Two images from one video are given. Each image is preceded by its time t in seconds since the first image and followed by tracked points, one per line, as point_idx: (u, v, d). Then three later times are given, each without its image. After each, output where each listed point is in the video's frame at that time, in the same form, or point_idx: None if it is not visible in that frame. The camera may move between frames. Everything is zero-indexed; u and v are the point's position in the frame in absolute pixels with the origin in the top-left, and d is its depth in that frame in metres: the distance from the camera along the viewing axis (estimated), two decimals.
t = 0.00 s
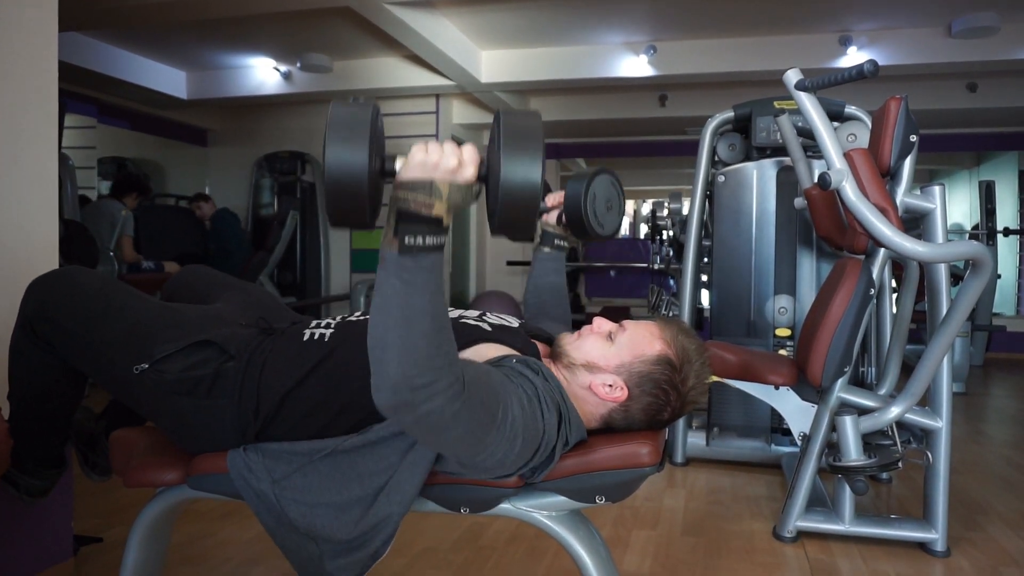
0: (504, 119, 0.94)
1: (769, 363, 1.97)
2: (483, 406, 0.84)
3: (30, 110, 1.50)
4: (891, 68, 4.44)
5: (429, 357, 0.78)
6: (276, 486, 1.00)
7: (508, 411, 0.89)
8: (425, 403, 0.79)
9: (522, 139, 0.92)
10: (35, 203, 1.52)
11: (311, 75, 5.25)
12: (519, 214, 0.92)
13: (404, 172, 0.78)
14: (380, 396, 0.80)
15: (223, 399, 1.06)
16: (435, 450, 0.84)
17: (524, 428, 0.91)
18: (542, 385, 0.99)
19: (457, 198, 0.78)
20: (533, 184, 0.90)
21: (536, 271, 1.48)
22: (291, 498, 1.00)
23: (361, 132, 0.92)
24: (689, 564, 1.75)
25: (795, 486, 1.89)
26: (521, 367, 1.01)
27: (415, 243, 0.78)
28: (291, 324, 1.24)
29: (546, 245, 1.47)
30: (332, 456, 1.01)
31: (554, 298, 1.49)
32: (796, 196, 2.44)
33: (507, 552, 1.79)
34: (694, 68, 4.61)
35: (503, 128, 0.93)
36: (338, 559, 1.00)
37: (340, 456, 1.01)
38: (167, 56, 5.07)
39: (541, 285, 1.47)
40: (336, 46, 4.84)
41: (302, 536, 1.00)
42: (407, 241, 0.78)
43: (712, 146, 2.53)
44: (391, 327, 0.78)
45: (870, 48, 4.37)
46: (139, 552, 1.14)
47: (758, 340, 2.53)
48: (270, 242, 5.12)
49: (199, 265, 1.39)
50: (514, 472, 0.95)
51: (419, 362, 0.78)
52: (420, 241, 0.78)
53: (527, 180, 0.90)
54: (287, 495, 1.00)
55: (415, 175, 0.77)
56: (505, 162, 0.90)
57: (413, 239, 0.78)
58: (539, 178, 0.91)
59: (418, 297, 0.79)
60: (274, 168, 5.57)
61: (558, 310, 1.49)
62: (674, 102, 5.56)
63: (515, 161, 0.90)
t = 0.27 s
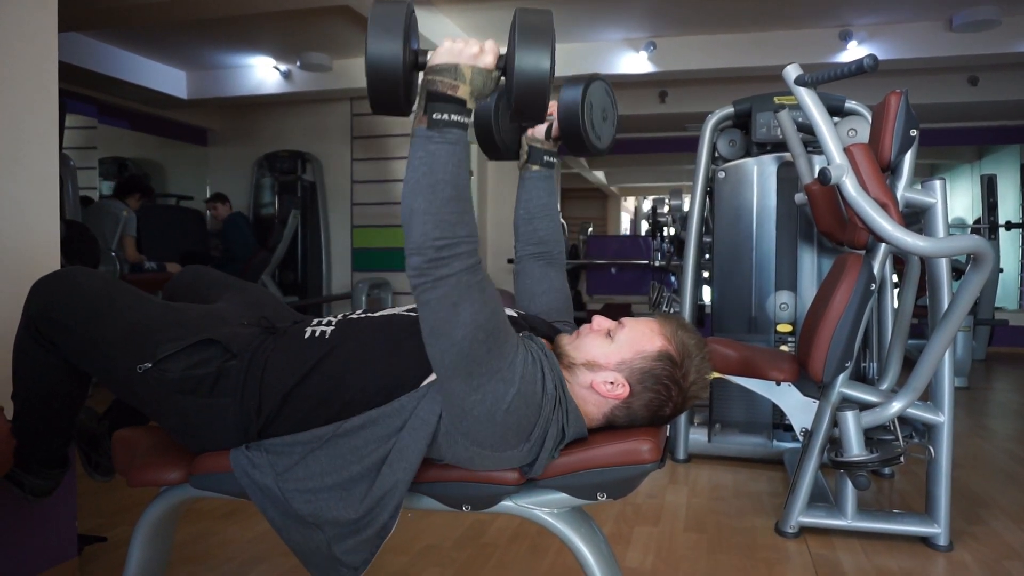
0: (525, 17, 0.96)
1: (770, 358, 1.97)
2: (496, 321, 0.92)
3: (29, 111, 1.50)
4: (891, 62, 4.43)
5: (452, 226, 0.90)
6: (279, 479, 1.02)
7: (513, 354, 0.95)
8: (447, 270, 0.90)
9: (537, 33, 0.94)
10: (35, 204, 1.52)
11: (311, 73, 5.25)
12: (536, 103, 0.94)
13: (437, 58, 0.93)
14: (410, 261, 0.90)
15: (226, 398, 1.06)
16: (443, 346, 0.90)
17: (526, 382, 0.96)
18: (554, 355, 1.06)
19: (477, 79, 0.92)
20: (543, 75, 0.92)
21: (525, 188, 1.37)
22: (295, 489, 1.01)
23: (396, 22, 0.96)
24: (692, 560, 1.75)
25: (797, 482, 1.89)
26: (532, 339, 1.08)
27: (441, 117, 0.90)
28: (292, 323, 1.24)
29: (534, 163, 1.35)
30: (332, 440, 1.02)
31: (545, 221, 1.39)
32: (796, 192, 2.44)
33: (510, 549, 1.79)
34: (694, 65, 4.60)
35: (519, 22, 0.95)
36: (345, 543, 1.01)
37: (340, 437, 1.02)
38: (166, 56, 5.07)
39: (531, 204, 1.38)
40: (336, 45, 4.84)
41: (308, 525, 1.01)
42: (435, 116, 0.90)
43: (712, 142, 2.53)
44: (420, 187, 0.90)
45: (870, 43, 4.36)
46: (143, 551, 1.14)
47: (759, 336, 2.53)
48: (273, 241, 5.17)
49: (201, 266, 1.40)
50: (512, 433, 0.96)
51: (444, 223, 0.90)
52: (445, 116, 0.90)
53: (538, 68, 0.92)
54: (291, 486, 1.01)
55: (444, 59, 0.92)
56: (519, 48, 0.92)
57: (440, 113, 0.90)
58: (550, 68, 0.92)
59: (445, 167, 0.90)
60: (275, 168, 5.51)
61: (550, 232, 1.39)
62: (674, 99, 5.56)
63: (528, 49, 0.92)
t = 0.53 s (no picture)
0: (523, 5, 1.02)
1: (765, 360, 1.98)
2: (503, 302, 0.93)
3: (25, 115, 1.50)
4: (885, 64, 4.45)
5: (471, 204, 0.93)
6: (277, 477, 1.02)
7: (515, 338, 0.95)
8: (462, 246, 0.92)
9: (536, 19, 1.01)
10: (31, 208, 1.52)
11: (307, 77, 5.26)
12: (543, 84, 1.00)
13: (446, 49, 0.97)
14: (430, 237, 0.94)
15: (222, 401, 1.06)
16: (450, 320, 0.92)
17: (526, 367, 0.96)
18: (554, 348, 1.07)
19: (487, 65, 0.96)
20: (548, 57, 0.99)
21: (511, 175, 1.35)
22: (294, 487, 1.02)
23: (405, 24, 1.00)
24: (689, 561, 1.75)
25: (792, 483, 1.90)
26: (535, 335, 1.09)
27: (456, 103, 0.94)
28: (288, 327, 1.24)
29: (519, 148, 1.31)
30: (330, 437, 1.03)
31: (534, 208, 1.38)
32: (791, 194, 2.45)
33: (507, 552, 1.79)
34: (688, 68, 4.62)
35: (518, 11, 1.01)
36: (345, 537, 1.01)
37: (337, 432, 1.03)
38: (162, 59, 5.07)
39: (519, 192, 1.36)
40: (331, 48, 4.84)
41: (308, 523, 1.01)
42: (450, 102, 0.94)
43: (707, 145, 2.54)
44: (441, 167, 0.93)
45: (864, 46, 4.38)
46: (139, 555, 1.14)
47: (754, 338, 2.54)
48: (267, 244, 5.17)
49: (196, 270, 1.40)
50: (509, 418, 0.95)
51: (461, 201, 0.93)
52: (460, 102, 0.94)
53: (542, 51, 0.99)
54: (289, 484, 1.02)
55: (454, 49, 0.96)
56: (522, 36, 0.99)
57: (454, 100, 0.94)
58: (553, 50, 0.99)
59: (464, 147, 0.94)
60: (271, 171, 5.58)
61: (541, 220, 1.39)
62: (669, 101, 5.57)
63: (531, 37, 0.99)
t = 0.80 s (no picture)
0: None
1: (765, 358, 1.98)
2: (496, 313, 0.93)
3: (22, 119, 1.50)
4: (881, 62, 4.46)
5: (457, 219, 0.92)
6: (278, 481, 1.02)
7: (511, 349, 0.95)
8: (450, 262, 0.92)
9: (527, 15, 0.98)
10: (29, 213, 1.52)
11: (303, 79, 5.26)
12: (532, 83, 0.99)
13: (433, 53, 0.96)
14: (417, 251, 0.93)
15: (223, 403, 1.06)
16: (443, 336, 0.91)
17: (523, 377, 0.96)
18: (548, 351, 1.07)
19: (475, 68, 0.95)
20: (537, 54, 0.97)
21: (508, 180, 1.34)
22: (295, 491, 1.01)
23: (393, 25, 1.00)
24: (690, 561, 1.75)
25: (792, 482, 1.90)
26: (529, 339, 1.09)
27: (443, 110, 0.93)
28: (287, 329, 1.24)
29: (516, 155, 1.29)
30: (331, 442, 1.03)
31: (529, 212, 1.37)
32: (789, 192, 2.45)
33: (508, 552, 1.79)
34: (685, 67, 4.62)
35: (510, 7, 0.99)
36: (347, 542, 1.00)
37: (338, 437, 1.02)
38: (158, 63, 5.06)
39: (515, 197, 1.35)
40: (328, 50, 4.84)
41: (309, 527, 1.01)
42: (437, 108, 0.93)
43: (704, 144, 2.55)
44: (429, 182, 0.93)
45: (860, 44, 4.38)
46: (140, 559, 1.14)
47: (753, 336, 2.55)
48: (266, 246, 5.04)
49: (197, 273, 1.40)
50: (508, 426, 0.96)
51: (450, 214, 0.92)
52: (447, 108, 0.93)
53: (531, 49, 0.97)
54: (290, 489, 1.01)
55: (441, 52, 0.95)
56: (510, 36, 0.96)
57: (441, 106, 0.93)
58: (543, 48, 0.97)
59: (451, 158, 0.93)
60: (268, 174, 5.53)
61: (536, 224, 1.38)
62: (666, 101, 5.58)
63: (520, 35, 0.96)
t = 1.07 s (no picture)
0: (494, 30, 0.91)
1: (764, 359, 1.98)
2: (489, 364, 0.87)
3: (20, 121, 1.50)
4: (880, 63, 4.46)
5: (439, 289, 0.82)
6: (277, 486, 1.01)
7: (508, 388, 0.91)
8: (434, 331, 0.83)
9: (510, 45, 0.89)
10: (27, 214, 1.52)
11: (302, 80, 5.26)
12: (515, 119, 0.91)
13: (403, 94, 0.83)
14: (394, 319, 0.83)
15: (221, 407, 1.06)
16: (435, 398, 0.86)
17: (523, 408, 0.94)
18: (542, 368, 1.03)
19: (456, 113, 0.82)
20: (522, 89, 0.88)
21: (526, 217, 1.46)
22: (293, 498, 1.01)
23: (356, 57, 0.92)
24: (689, 561, 1.76)
25: (792, 482, 1.90)
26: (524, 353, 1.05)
27: (417, 164, 0.81)
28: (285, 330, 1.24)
29: (537, 194, 1.46)
30: (331, 450, 1.02)
31: (545, 247, 1.46)
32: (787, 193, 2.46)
33: (507, 553, 1.79)
34: (684, 68, 4.63)
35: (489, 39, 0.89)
36: (344, 554, 1.00)
37: (339, 447, 1.02)
38: (156, 64, 5.06)
39: (531, 231, 1.45)
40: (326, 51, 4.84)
41: (306, 535, 1.00)
42: (410, 163, 0.81)
43: (703, 145, 2.55)
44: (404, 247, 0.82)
45: (858, 44, 4.39)
46: (138, 561, 1.14)
47: (752, 337, 2.55)
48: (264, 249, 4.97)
49: (194, 273, 1.40)
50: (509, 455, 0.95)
51: (432, 283, 0.82)
52: (422, 162, 0.81)
53: (515, 83, 0.88)
54: (289, 495, 1.01)
55: (412, 94, 0.82)
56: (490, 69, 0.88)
57: (415, 160, 0.81)
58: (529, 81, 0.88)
59: (428, 220, 0.82)
60: (267, 175, 5.45)
61: (551, 257, 1.45)
62: (665, 102, 5.58)
63: (502, 68, 0.88)
